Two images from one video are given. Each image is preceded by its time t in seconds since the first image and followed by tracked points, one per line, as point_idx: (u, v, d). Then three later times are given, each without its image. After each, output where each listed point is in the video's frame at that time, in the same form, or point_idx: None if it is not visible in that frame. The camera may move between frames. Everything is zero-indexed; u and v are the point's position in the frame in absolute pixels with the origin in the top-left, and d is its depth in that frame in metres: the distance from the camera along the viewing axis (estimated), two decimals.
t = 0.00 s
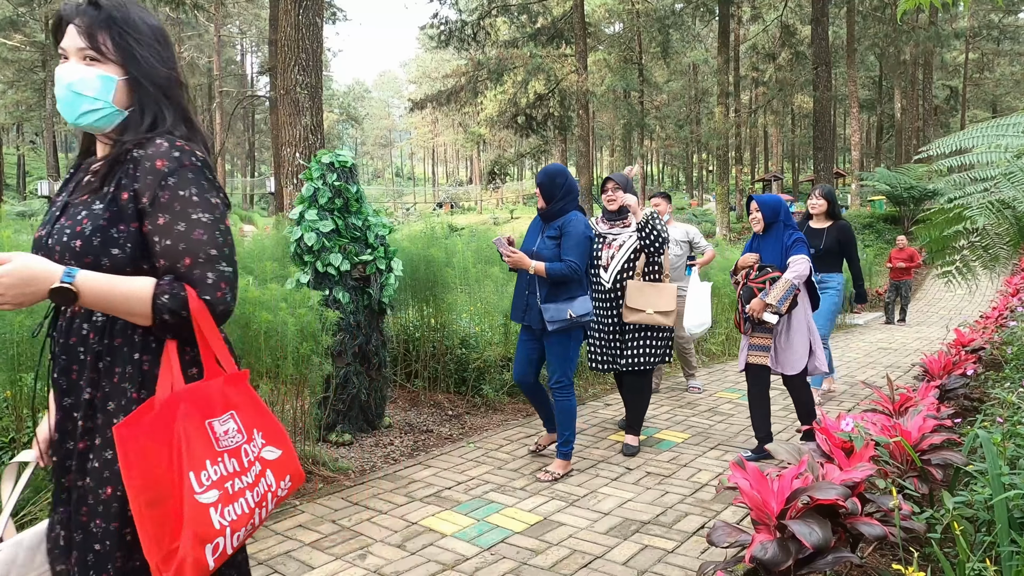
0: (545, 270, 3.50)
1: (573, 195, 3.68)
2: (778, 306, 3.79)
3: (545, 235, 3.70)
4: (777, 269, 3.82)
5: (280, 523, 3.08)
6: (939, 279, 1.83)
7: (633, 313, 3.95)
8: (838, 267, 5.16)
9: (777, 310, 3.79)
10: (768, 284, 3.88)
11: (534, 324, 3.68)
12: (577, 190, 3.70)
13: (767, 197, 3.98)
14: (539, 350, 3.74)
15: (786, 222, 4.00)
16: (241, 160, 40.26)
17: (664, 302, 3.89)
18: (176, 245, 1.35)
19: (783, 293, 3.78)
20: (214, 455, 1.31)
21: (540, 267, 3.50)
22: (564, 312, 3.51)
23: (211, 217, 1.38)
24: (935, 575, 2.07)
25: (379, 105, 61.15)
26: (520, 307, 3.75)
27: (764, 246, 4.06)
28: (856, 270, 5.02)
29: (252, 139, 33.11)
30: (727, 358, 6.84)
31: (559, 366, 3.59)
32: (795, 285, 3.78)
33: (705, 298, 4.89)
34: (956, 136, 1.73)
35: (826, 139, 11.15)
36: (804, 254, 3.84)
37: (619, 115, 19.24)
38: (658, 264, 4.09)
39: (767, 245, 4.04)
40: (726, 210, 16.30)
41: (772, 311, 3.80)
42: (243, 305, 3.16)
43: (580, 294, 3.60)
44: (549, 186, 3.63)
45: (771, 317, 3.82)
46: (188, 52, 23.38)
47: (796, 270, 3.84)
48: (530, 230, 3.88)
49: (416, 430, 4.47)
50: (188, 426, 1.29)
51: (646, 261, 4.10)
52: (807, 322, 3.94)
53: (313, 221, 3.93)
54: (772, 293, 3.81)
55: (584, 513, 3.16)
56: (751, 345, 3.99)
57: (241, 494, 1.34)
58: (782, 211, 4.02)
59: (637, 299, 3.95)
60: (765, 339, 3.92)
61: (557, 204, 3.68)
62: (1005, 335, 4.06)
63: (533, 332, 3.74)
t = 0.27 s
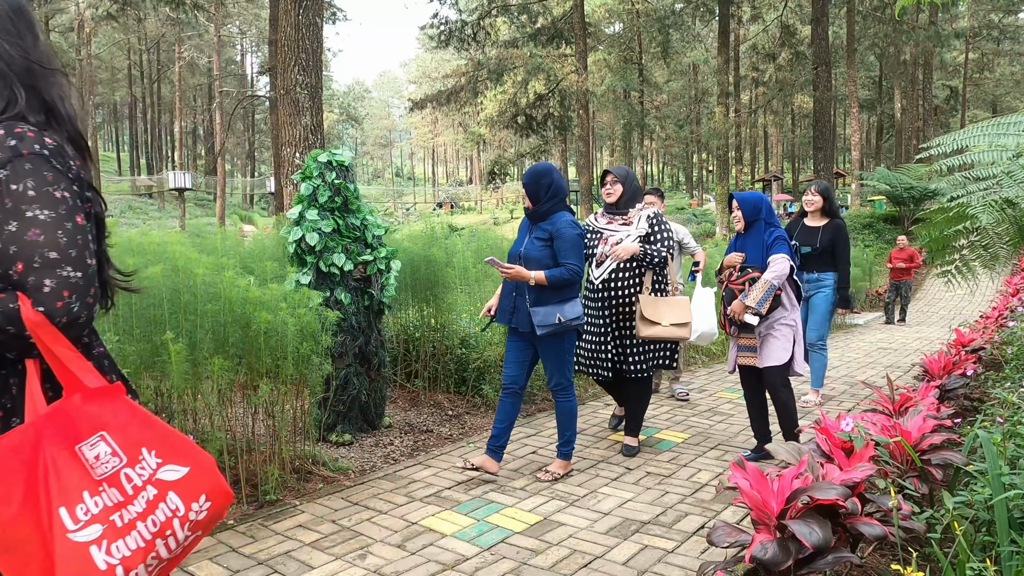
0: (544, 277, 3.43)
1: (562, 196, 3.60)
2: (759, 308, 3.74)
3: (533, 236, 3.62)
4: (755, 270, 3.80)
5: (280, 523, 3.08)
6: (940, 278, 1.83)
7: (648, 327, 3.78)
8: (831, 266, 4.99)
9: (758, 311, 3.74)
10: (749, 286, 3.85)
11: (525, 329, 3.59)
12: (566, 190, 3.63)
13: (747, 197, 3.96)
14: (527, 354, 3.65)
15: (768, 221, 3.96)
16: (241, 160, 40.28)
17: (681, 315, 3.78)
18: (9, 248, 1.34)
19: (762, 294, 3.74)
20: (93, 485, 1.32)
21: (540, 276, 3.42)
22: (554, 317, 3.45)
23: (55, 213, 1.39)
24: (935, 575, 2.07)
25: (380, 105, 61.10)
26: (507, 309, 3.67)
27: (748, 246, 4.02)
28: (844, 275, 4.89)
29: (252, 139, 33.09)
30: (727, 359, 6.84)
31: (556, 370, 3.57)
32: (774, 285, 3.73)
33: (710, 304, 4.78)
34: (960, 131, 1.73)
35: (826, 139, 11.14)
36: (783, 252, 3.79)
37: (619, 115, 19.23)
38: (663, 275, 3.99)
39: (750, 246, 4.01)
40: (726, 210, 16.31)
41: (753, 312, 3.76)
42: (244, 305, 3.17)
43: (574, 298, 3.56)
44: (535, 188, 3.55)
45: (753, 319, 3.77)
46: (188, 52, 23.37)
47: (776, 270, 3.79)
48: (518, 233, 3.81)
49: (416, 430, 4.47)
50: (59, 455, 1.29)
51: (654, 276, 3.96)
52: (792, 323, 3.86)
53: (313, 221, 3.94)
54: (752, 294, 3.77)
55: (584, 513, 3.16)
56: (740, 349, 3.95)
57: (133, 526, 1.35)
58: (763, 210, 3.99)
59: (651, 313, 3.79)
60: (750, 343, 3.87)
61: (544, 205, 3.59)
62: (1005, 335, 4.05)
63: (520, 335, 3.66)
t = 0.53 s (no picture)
0: (524, 280, 3.34)
1: (533, 197, 3.51)
2: (733, 317, 3.63)
3: (509, 239, 3.51)
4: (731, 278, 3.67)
5: (279, 523, 3.08)
6: (938, 277, 1.83)
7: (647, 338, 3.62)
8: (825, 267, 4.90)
9: (732, 321, 3.64)
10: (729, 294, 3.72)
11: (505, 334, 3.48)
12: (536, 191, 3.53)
13: (735, 196, 3.76)
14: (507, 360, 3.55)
15: (756, 223, 3.76)
16: (241, 159, 40.30)
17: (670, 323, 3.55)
18: None
19: (737, 304, 3.61)
20: None
21: (520, 279, 3.32)
22: (540, 322, 3.40)
23: None
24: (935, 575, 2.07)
25: (380, 105, 61.11)
26: (486, 315, 3.55)
27: (736, 249, 3.88)
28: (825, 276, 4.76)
29: (252, 139, 33.08)
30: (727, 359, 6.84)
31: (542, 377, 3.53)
32: (749, 295, 3.59)
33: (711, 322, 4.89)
34: (963, 130, 1.73)
35: (826, 139, 11.14)
36: (761, 260, 3.61)
37: (619, 115, 19.23)
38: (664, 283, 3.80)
39: (737, 250, 3.86)
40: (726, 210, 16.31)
41: (728, 321, 3.65)
42: (244, 305, 3.17)
43: (552, 300, 3.50)
44: (507, 193, 3.43)
45: (729, 327, 3.67)
46: (188, 52, 23.37)
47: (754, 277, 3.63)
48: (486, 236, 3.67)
49: (416, 430, 4.47)
50: None
51: (656, 284, 3.77)
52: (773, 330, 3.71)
53: (314, 222, 3.95)
54: (727, 303, 3.66)
55: (584, 513, 3.16)
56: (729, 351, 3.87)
57: None
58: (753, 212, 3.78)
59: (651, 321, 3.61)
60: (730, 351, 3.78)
61: (517, 208, 3.49)
62: (1005, 335, 4.06)
63: (499, 341, 3.54)
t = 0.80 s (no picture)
0: (483, 278, 3.24)
1: (499, 196, 3.41)
2: (717, 333, 3.34)
3: (477, 237, 3.42)
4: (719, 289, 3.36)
5: (279, 523, 3.08)
6: (938, 277, 1.84)
7: (644, 336, 3.46)
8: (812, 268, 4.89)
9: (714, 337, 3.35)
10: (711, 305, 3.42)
11: (471, 335, 3.41)
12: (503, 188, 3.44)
13: (730, 195, 3.42)
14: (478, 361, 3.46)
15: (749, 227, 3.45)
16: (241, 159, 40.30)
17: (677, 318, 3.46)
18: None
19: (723, 320, 3.33)
20: None
21: (478, 276, 3.24)
22: (504, 321, 3.30)
23: None
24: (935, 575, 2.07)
25: (380, 105, 61.10)
26: (452, 313, 3.47)
27: (720, 251, 3.57)
28: (822, 278, 4.76)
29: (252, 139, 33.07)
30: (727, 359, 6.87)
31: (502, 381, 3.36)
32: (737, 311, 3.32)
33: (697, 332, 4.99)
34: (964, 130, 1.74)
35: (826, 139, 11.13)
36: (752, 272, 3.32)
37: (619, 115, 19.24)
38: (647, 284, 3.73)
39: (723, 255, 3.54)
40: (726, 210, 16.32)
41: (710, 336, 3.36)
42: (243, 305, 3.17)
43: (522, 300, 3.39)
44: (468, 192, 3.35)
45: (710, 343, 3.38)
46: (188, 52, 23.36)
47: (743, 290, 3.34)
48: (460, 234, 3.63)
49: (417, 430, 4.47)
50: None
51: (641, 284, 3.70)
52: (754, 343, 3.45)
53: (314, 222, 3.94)
54: (711, 316, 3.37)
55: (584, 513, 3.16)
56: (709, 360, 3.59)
57: None
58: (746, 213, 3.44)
59: (645, 318, 3.47)
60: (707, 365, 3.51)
61: (483, 206, 3.40)
62: (1005, 336, 4.06)
63: (470, 342, 3.46)
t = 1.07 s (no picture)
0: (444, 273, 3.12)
1: (481, 193, 3.27)
2: (720, 334, 3.19)
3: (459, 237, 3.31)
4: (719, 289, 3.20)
5: (279, 523, 3.08)
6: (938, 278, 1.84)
7: (631, 335, 3.47)
8: (794, 267, 4.87)
9: (717, 338, 3.20)
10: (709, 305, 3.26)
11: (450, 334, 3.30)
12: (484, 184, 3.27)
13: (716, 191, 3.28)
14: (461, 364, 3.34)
15: (737, 222, 3.30)
16: (241, 159, 40.31)
17: (663, 318, 3.51)
18: None
19: (726, 321, 3.17)
20: None
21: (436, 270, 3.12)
22: (473, 321, 3.13)
23: None
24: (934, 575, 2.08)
25: (380, 105, 61.09)
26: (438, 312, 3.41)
27: (709, 247, 3.43)
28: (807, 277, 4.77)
29: (252, 139, 33.06)
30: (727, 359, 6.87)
31: (475, 380, 3.16)
32: (740, 311, 3.16)
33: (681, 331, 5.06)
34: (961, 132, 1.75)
35: (826, 139, 11.13)
36: (753, 272, 3.18)
37: (619, 115, 19.24)
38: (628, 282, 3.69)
39: (714, 251, 3.39)
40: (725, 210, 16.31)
41: (711, 337, 3.21)
42: (243, 305, 3.17)
43: (496, 300, 3.19)
44: (448, 192, 3.23)
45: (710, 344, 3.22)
46: (188, 52, 23.36)
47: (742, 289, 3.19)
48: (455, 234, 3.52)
49: (416, 430, 4.47)
50: None
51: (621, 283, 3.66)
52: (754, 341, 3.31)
53: (312, 221, 3.93)
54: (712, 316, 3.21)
55: (584, 513, 3.16)
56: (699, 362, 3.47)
57: None
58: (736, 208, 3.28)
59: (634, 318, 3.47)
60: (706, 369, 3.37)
61: (466, 205, 3.26)
62: (1005, 336, 4.06)
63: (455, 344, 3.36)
